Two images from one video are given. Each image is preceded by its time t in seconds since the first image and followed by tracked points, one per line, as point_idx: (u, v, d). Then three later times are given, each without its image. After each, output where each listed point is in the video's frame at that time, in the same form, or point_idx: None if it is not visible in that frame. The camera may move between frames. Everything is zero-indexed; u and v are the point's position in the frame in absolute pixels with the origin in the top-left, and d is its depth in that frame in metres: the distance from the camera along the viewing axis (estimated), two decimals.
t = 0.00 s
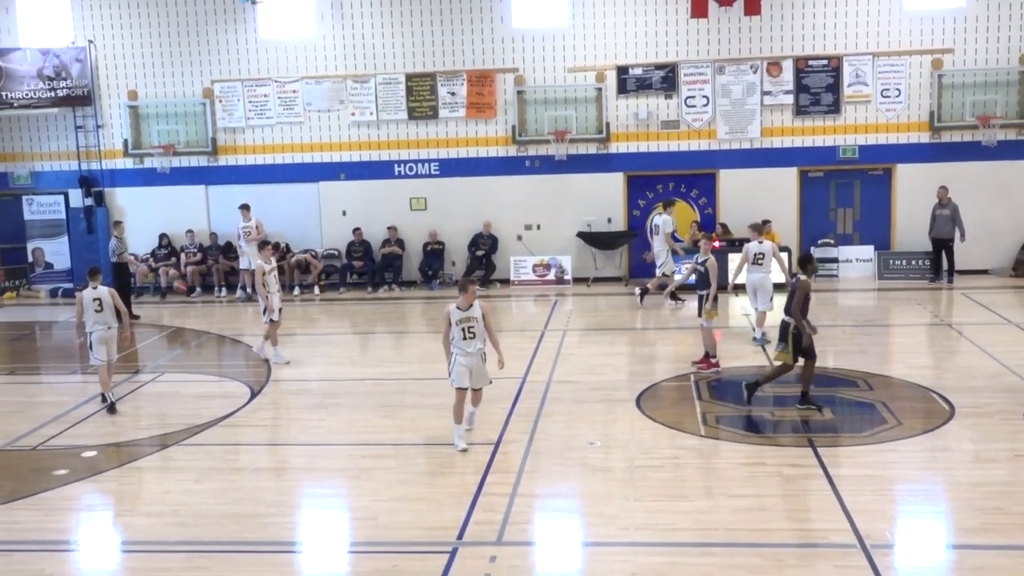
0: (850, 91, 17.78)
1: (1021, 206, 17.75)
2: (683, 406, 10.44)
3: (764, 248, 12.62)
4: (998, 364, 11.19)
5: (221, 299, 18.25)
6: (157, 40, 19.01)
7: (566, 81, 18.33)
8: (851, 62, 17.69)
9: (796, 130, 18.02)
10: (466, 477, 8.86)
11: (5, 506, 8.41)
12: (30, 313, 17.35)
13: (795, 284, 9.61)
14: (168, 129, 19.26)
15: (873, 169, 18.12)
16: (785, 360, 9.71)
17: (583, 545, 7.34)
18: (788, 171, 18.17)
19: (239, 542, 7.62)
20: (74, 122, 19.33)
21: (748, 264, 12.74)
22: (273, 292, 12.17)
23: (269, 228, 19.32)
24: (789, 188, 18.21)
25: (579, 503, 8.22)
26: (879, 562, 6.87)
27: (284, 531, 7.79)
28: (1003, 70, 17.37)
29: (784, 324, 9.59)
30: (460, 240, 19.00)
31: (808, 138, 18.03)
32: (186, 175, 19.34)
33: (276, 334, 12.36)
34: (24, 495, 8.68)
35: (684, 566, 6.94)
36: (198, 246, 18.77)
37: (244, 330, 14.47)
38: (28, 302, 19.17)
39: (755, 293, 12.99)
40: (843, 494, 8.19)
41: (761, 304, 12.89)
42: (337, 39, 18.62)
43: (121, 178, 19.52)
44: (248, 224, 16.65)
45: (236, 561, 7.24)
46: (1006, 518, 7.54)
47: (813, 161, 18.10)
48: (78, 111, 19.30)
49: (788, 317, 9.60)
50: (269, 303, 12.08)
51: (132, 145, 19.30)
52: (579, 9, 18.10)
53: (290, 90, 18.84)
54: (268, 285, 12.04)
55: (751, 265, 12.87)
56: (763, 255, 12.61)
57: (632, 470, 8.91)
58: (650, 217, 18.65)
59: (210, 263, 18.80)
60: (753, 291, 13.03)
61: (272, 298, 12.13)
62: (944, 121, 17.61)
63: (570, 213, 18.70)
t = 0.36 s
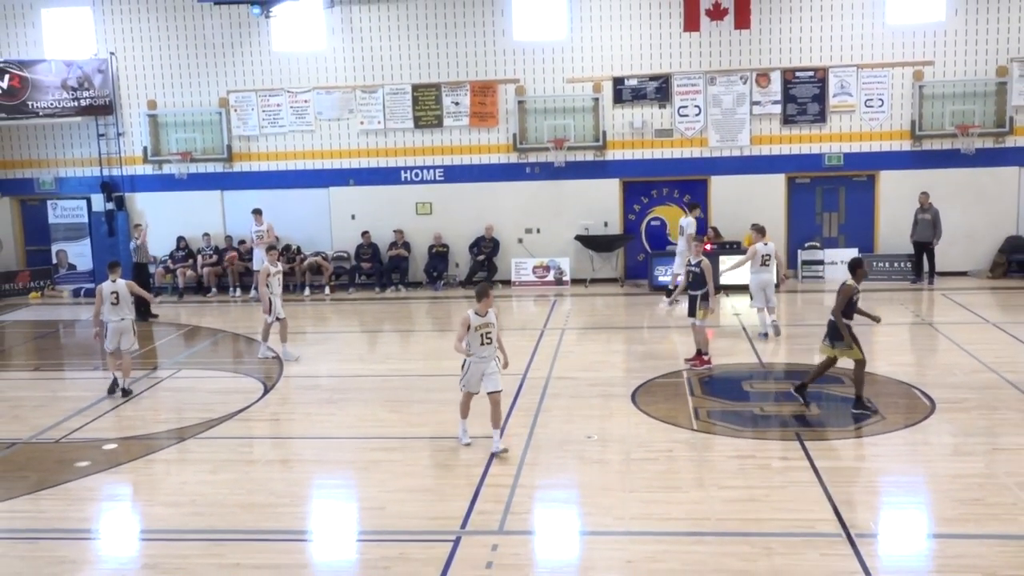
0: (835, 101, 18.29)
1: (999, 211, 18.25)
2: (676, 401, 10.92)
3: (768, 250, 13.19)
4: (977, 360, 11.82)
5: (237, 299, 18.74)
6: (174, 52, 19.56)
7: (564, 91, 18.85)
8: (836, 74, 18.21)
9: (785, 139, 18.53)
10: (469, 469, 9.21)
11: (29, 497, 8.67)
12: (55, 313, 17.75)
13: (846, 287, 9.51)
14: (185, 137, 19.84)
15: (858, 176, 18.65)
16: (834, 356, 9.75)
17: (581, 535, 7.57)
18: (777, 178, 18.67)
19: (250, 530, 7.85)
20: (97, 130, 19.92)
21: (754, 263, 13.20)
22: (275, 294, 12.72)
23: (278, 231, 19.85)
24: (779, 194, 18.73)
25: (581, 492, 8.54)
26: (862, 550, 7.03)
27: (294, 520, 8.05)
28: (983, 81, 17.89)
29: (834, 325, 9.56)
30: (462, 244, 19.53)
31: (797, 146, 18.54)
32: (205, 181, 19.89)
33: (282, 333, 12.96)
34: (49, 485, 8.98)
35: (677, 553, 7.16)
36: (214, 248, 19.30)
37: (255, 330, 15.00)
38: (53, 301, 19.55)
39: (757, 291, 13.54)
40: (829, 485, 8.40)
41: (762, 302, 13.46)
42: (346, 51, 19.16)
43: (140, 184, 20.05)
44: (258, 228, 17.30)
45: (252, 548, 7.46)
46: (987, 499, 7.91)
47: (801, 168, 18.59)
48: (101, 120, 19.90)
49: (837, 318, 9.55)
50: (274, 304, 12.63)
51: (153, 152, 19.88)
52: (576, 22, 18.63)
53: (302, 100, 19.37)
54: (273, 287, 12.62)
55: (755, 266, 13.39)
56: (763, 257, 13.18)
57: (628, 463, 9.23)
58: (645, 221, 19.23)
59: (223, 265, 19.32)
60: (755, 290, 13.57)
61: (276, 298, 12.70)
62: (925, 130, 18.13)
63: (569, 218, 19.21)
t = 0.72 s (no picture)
0: (835, 101, 18.29)
1: (998, 212, 18.26)
2: (676, 401, 10.94)
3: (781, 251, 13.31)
4: (978, 361, 11.80)
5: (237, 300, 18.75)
6: (176, 53, 19.56)
7: (564, 92, 18.84)
8: (837, 75, 18.21)
9: (785, 139, 18.53)
10: (468, 469, 9.22)
11: (30, 497, 8.68)
12: (56, 313, 17.80)
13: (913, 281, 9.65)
14: (186, 138, 19.84)
15: (858, 176, 18.65)
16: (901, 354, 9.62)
17: (581, 535, 7.58)
18: (779, 179, 18.67)
19: (250, 530, 7.86)
20: (97, 131, 19.92)
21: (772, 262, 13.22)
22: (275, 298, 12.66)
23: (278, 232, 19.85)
24: (780, 195, 18.72)
25: (581, 492, 8.55)
26: (862, 550, 7.04)
27: (295, 520, 8.06)
28: (982, 82, 17.89)
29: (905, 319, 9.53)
30: (463, 244, 19.53)
31: (799, 147, 18.53)
32: (202, 182, 19.89)
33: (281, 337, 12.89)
34: (49, 486, 8.98)
35: (677, 553, 7.16)
36: (214, 249, 19.31)
37: (255, 330, 15.00)
38: (53, 301, 19.57)
39: (766, 290, 13.59)
40: (829, 485, 8.41)
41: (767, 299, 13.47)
42: (347, 52, 19.16)
43: (141, 184, 20.05)
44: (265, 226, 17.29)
45: (252, 549, 7.47)
46: (987, 499, 7.92)
47: (803, 168, 18.59)
48: (101, 120, 19.90)
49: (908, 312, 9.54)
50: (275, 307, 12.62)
51: (153, 152, 19.88)
52: (576, 23, 18.64)
53: (303, 100, 19.37)
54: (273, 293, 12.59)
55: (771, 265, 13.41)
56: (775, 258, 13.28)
57: (628, 463, 9.24)
58: (645, 222, 19.24)
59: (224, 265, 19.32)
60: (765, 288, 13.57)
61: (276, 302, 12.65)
62: (925, 130, 18.14)
63: (570, 218, 19.21)
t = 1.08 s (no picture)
0: (835, 101, 18.29)
1: (998, 212, 18.26)
2: (676, 401, 10.94)
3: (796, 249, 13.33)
4: (978, 361, 11.79)
5: (237, 300, 18.75)
6: (176, 53, 19.56)
7: (564, 92, 18.84)
8: (837, 74, 18.21)
9: (785, 139, 18.53)
10: (468, 469, 9.22)
11: (30, 497, 8.68)
12: (56, 313, 17.82)
13: (984, 277, 9.36)
14: (186, 138, 19.83)
15: (858, 176, 18.66)
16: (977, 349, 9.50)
17: (581, 535, 7.58)
18: (779, 178, 18.67)
19: (251, 530, 7.87)
20: (97, 131, 19.92)
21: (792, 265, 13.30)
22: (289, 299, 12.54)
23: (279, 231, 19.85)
24: (780, 195, 18.72)
25: (582, 491, 8.55)
26: (863, 551, 7.02)
27: (295, 520, 8.07)
28: (982, 82, 17.89)
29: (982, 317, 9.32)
30: (462, 244, 19.53)
31: (799, 146, 18.53)
32: (202, 182, 19.90)
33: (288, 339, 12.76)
34: (49, 486, 8.98)
35: (678, 553, 7.16)
36: (214, 249, 19.31)
37: (255, 331, 15.00)
38: (53, 301, 19.58)
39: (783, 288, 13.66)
40: (829, 485, 8.41)
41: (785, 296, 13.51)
42: (347, 52, 19.16)
43: (141, 184, 20.05)
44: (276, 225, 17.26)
45: (252, 549, 7.46)
46: (987, 499, 7.92)
47: (803, 168, 18.59)
48: (101, 120, 19.89)
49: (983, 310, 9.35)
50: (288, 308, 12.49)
51: (152, 152, 19.87)
52: (576, 23, 18.64)
53: (303, 100, 19.37)
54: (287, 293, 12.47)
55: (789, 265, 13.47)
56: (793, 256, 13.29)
57: (628, 463, 9.24)
58: (645, 222, 19.25)
59: (225, 265, 19.31)
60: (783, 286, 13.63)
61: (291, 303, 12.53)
62: (925, 130, 18.13)
63: (569, 218, 19.21)
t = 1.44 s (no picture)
0: (834, 100, 18.29)
1: (997, 211, 18.27)
2: (674, 400, 10.95)
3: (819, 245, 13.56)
4: (976, 360, 11.81)
5: (236, 299, 18.73)
6: (174, 52, 19.54)
7: (563, 91, 18.83)
8: (836, 74, 18.21)
9: (783, 138, 18.53)
10: (467, 469, 9.22)
11: (29, 497, 8.67)
12: (55, 312, 17.80)
13: None
14: (185, 137, 19.82)
15: (857, 176, 18.68)
16: None
17: (580, 535, 7.58)
18: (777, 178, 18.67)
19: (250, 530, 7.86)
20: (95, 130, 19.89)
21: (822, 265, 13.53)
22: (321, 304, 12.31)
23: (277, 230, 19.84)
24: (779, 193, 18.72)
25: (581, 491, 8.54)
26: (862, 549, 7.03)
27: (294, 520, 8.06)
28: (981, 81, 17.89)
29: None
30: (461, 243, 19.53)
31: (797, 146, 18.54)
32: (200, 182, 19.88)
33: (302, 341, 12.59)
34: (48, 486, 8.98)
35: (677, 553, 7.15)
36: (213, 248, 19.30)
37: (254, 330, 14.99)
38: (52, 301, 19.56)
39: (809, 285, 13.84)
40: (828, 484, 8.42)
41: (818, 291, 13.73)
42: (346, 51, 19.15)
43: (139, 184, 20.04)
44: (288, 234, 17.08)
45: (252, 549, 7.46)
46: (986, 498, 7.92)
47: (802, 168, 18.59)
48: (99, 120, 19.87)
49: None
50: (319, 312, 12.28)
51: (150, 151, 19.84)
52: (575, 23, 18.63)
53: (302, 100, 19.36)
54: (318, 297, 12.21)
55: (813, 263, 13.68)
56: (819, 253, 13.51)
57: (627, 462, 9.24)
58: (644, 221, 19.26)
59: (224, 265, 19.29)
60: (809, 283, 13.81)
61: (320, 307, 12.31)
62: (924, 129, 18.13)
63: (568, 218, 19.22)
